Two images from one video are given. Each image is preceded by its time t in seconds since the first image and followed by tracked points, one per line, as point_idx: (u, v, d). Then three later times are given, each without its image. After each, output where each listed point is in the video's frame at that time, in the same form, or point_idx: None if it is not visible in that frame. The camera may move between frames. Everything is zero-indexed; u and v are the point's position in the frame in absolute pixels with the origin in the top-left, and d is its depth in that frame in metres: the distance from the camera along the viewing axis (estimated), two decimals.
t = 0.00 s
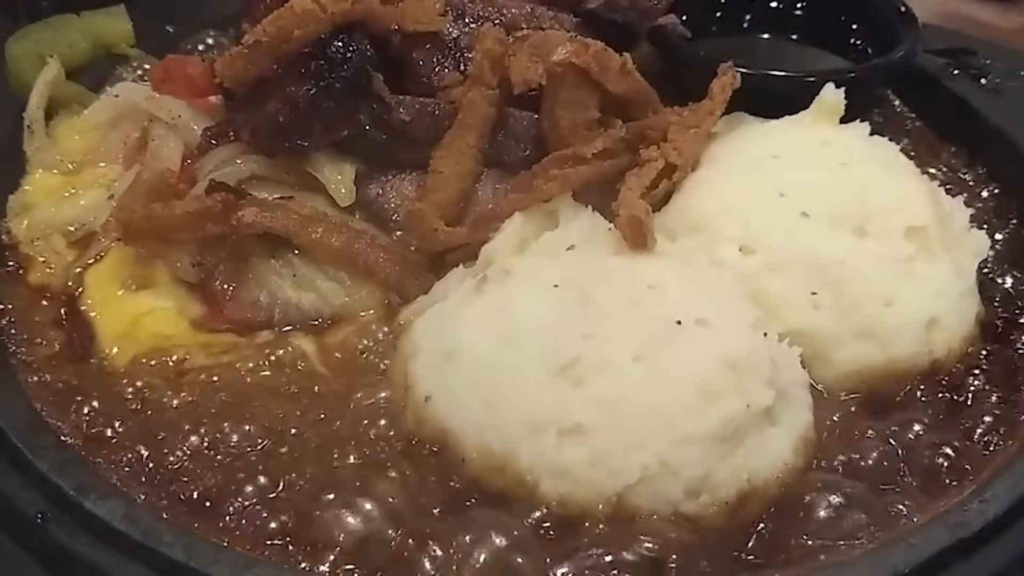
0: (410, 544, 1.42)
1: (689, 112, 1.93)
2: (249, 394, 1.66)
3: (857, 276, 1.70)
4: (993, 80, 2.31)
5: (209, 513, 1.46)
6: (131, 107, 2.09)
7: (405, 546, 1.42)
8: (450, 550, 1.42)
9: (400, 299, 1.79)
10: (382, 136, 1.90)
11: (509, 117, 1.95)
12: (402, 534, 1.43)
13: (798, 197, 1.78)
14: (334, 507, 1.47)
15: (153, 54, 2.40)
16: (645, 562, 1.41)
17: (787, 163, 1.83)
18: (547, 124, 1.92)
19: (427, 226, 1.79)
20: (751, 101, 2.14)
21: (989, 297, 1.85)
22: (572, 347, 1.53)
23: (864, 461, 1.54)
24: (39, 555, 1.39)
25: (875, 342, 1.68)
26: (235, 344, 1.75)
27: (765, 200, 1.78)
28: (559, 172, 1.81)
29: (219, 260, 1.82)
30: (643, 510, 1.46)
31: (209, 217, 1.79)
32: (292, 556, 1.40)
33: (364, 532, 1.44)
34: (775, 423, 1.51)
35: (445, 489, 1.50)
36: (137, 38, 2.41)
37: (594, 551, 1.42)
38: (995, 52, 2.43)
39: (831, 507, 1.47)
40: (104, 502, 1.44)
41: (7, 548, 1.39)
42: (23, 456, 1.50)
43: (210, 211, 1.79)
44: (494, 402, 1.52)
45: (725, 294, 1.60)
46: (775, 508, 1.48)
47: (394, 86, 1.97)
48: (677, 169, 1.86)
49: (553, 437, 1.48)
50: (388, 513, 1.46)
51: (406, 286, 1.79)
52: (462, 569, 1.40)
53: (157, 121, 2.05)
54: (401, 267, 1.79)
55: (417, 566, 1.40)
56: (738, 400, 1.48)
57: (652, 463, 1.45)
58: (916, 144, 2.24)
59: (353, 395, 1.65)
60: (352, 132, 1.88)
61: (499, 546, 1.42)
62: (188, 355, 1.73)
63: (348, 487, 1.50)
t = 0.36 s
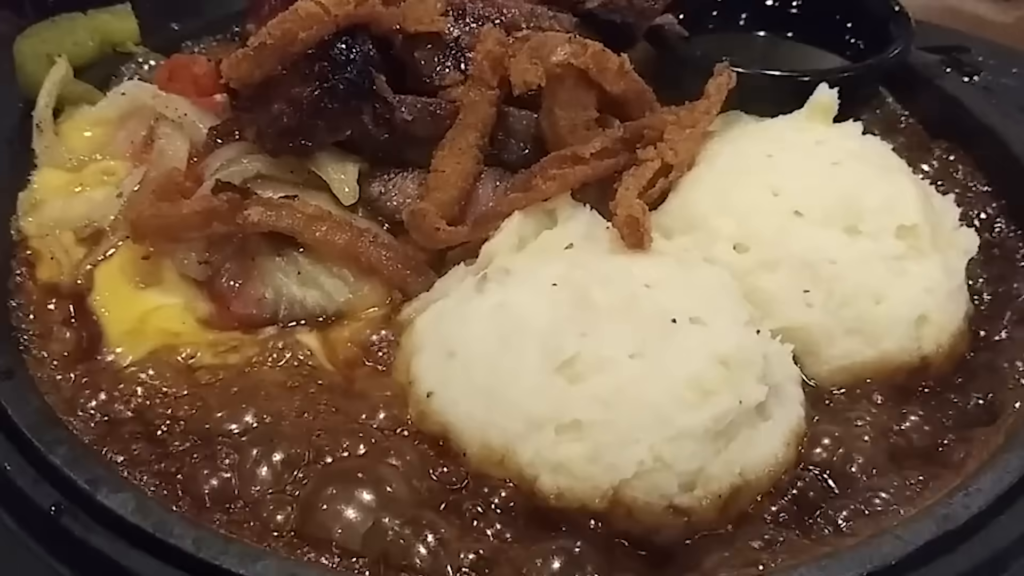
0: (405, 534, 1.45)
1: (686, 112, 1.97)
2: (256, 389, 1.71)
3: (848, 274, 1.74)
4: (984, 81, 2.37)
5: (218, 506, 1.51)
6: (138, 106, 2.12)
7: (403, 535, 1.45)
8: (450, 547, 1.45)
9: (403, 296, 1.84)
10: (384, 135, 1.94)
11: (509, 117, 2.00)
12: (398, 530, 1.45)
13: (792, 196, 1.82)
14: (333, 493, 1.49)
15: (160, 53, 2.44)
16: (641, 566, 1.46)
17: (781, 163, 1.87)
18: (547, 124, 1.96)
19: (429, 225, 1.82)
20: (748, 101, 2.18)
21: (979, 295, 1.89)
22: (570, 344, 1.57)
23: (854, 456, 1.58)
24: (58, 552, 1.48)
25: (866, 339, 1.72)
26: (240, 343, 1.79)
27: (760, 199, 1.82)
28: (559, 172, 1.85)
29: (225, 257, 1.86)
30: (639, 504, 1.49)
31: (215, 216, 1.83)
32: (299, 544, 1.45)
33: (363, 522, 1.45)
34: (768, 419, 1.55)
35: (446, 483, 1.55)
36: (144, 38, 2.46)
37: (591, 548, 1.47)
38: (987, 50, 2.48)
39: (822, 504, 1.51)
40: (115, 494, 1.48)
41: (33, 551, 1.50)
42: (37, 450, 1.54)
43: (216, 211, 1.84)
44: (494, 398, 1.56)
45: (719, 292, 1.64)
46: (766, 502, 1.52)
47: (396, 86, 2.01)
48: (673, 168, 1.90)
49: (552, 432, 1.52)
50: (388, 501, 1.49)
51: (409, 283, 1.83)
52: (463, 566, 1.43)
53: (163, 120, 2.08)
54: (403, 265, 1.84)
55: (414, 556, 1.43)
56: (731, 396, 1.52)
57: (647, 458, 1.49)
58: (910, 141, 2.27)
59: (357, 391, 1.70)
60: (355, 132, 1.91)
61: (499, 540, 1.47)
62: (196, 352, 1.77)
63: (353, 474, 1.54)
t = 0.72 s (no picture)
0: (407, 523, 1.47)
1: (686, 101, 1.98)
2: (258, 378, 1.72)
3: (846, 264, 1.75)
4: (982, 70, 2.37)
5: (222, 494, 1.52)
6: (139, 94, 2.13)
7: (405, 522, 1.47)
8: (452, 532, 1.47)
9: (404, 285, 1.85)
10: (385, 125, 1.94)
11: (509, 107, 2.00)
12: (401, 521, 1.47)
13: (791, 186, 1.83)
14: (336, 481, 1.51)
15: (160, 41, 2.44)
16: (643, 545, 1.46)
17: (781, 153, 1.88)
18: (547, 113, 1.97)
19: (430, 215, 1.83)
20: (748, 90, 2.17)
21: (976, 284, 1.90)
22: (571, 334, 1.58)
23: (852, 443, 1.60)
24: (61, 537, 1.49)
25: (864, 329, 1.73)
26: (242, 331, 1.80)
27: (759, 188, 1.83)
28: (559, 162, 1.86)
29: (227, 246, 1.87)
30: (638, 492, 1.51)
31: (218, 206, 1.84)
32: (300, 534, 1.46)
33: (366, 510, 1.48)
34: (766, 408, 1.57)
35: (447, 471, 1.56)
36: (144, 25, 2.46)
37: (591, 531, 1.47)
38: (985, 38, 2.49)
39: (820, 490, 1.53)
40: (121, 482, 1.49)
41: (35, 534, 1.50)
42: (42, 439, 1.56)
43: (220, 200, 1.84)
44: (495, 388, 1.58)
45: (719, 282, 1.66)
46: (765, 488, 1.54)
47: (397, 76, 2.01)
48: (673, 158, 1.90)
49: (553, 422, 1.54)
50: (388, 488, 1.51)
51: (410, 273, 1.84)
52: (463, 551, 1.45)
53: (164, 109, 2.09)
54: (405, 254, 1.85)
55: (416, 542, 1.45)
56: (730, 386, 1.54)
57: (647, 447, 1.50)
58: (907, 130, 2.29)
59: (359, 380, 1.71)
60: (356, 122, 1.92)
61: (499, 527, 1.48)
62: (198, 341, 1.78)
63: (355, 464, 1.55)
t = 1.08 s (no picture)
0: (417, 523, 1.50)
1: (687, 111, 2.01)
2: (267, 386, 1.74)
3: (845, 273, 1.79)
4: (979, 76, 2.41)
5: (234, 503, 1.56)
6: (147, 101, 2.16)
7: (414, 520, 1.51)
8: (456, 536, 1.49)
9: (410, 292, 1.88)
10: (392, 133, 1.97)
11: (514, 116, 2.03)
12: (411, 517, 1.51)
13: (791, 195, 1.86)
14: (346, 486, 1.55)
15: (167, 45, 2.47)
16: (646, 552, 1.49)
17: (781, 162, 1.91)
18: (552, 122, 2.00)
19: (436, 224, 1.87)
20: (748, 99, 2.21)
21: (972, 291, 1.93)
22: (575, 344, 1.61)
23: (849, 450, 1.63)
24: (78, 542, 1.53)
25: (862, 337, 1.76)
26: (252, 337, 1.83)
27: (759, 198, 1.86)
28: (563, 171, 1.89)
29: (236, 254, 1.91)
30: (641, 499, 1.55)
31: (229, 215, 1.87)
32: (311, 542, 1.50)
33: (374, 512, 1.52)
34: (766, 416, 1.61)
35: (453, 477, 1.59)
36: (151, 30, 2.48)
37: (596, 536, 1.51)
38: (983, 44, 2.52)
39: (818, 496, 1.56)
40: (135, 489, 1.53)
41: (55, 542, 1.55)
42: (57, 446, 1.59)
43: (230, 209, 1.87)
44: (501, 397, 1.61)
45: (720, 293, 1.69)
46: (766, 493, 1.57)
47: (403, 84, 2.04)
48: (674, 167, 1.94)
49: (557, 431, 1.57)
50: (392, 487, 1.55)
51: (416, 281, 1.88)
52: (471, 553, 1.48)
53: (172, 115, 2.12)
54: (411, 262, 1.88)
55: (424, 543, 1.48)
56: (731, 395, 1.57)
57: (650, 456, 1.54)
58: (905, 135, 2.32)
59: (368, 386, 1.74)
60: (364, 132, 1.96)
61: (505, 532, 1.51)
62: (209, 348, 1.81)
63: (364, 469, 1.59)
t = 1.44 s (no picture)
0: (426, 531, 1.54)
1: (689, 119, 2.02)
2: (275, 388, 1.77)
3: (846, 279, 1.81)
4: (979, 80, 2.42)
5: (243, 504, 1.58)
6: (156, 102, 2.19)
7: (424, 528, 1.54)
8: (463, 541, 1.53)
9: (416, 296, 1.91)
10: (397, 137, 1.99)
11: (519, 120, 2.04)
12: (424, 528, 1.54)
13: (792, 201, 1.89)
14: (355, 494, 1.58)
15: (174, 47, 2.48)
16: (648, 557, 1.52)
17: (783, 168, 1.93)
18: (556, 127, 2.02)
19: (443, 230, 1.89)
20: (751, 102, 2.22)
21: (971, 297, 1.96)
22: (579, 350, 1.64)
23: (849, 454, 1.66)
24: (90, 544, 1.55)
25: (862, 342, 1.79)
26: (261, 339, 1.85)
27: (761, 204, 1.88)
28: (568, 177, 1.92)
29: (244, 257, 1.94)
30: (645, 504, 1.57)
31: (237, 219, 1.90)
32: (320, 543, 1.52)
33: (382, 518, 1.55)
34: (768, 422, 1.63)
35: (459, 481, 1.61)
36: (157, 31, 2.50)
37: (600, 539, 1.54)
38: (983, 47, 2.54)
39: (818, 503, 1.59)
40: (147, 492, 1.55)
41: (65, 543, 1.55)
42: (69, 448, 1.61)
43: (237, 213, 1.90)
44: (507, 402, 1.63)
45: (723, 300, 1.72)
46: (766, 500, 1.60)
47: (409, 88, 2.06)
48: (677, 173, 1.95)
49: (562, 437, 1.59)
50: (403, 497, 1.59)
51: (422, 285, 1.90)
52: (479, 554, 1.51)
53: (180, 117, 2.15)
54: (417, 266, 1.91)
55: (434, 549, 1.52)
56: (733, 402, 1.60)
57: (653, 461, 1.57)
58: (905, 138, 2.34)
59: (375, 389, 1.76)
60: (370, 137, 1.98)
61: (510, 537, 1.53)
62: (219, 350, 1.83)
63: (372, 476, 1.62)
